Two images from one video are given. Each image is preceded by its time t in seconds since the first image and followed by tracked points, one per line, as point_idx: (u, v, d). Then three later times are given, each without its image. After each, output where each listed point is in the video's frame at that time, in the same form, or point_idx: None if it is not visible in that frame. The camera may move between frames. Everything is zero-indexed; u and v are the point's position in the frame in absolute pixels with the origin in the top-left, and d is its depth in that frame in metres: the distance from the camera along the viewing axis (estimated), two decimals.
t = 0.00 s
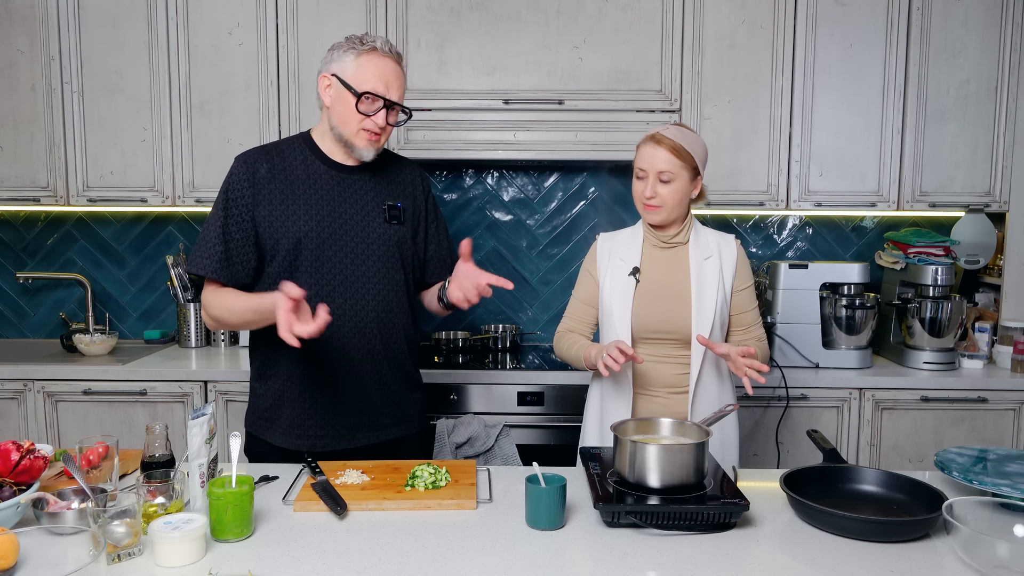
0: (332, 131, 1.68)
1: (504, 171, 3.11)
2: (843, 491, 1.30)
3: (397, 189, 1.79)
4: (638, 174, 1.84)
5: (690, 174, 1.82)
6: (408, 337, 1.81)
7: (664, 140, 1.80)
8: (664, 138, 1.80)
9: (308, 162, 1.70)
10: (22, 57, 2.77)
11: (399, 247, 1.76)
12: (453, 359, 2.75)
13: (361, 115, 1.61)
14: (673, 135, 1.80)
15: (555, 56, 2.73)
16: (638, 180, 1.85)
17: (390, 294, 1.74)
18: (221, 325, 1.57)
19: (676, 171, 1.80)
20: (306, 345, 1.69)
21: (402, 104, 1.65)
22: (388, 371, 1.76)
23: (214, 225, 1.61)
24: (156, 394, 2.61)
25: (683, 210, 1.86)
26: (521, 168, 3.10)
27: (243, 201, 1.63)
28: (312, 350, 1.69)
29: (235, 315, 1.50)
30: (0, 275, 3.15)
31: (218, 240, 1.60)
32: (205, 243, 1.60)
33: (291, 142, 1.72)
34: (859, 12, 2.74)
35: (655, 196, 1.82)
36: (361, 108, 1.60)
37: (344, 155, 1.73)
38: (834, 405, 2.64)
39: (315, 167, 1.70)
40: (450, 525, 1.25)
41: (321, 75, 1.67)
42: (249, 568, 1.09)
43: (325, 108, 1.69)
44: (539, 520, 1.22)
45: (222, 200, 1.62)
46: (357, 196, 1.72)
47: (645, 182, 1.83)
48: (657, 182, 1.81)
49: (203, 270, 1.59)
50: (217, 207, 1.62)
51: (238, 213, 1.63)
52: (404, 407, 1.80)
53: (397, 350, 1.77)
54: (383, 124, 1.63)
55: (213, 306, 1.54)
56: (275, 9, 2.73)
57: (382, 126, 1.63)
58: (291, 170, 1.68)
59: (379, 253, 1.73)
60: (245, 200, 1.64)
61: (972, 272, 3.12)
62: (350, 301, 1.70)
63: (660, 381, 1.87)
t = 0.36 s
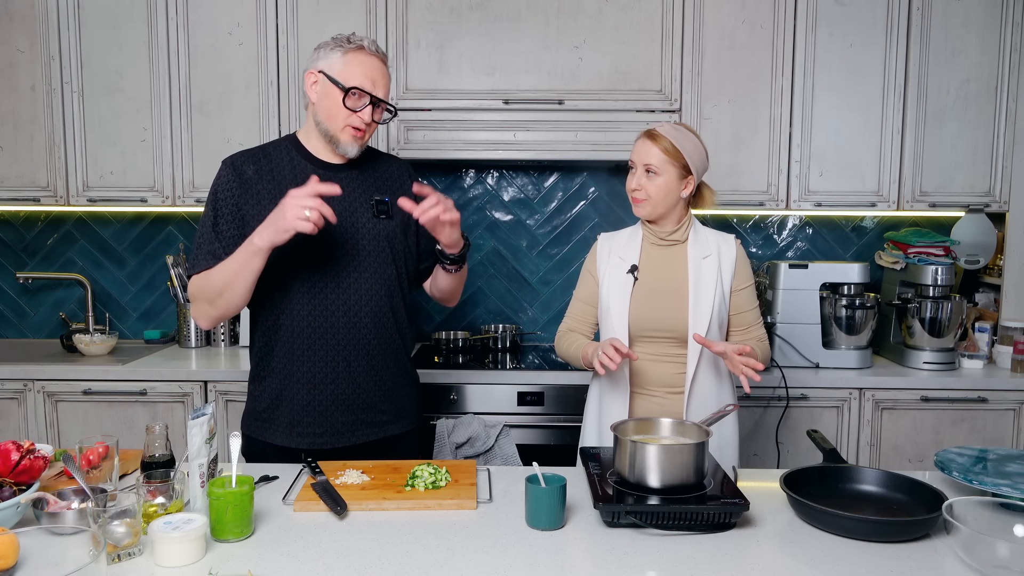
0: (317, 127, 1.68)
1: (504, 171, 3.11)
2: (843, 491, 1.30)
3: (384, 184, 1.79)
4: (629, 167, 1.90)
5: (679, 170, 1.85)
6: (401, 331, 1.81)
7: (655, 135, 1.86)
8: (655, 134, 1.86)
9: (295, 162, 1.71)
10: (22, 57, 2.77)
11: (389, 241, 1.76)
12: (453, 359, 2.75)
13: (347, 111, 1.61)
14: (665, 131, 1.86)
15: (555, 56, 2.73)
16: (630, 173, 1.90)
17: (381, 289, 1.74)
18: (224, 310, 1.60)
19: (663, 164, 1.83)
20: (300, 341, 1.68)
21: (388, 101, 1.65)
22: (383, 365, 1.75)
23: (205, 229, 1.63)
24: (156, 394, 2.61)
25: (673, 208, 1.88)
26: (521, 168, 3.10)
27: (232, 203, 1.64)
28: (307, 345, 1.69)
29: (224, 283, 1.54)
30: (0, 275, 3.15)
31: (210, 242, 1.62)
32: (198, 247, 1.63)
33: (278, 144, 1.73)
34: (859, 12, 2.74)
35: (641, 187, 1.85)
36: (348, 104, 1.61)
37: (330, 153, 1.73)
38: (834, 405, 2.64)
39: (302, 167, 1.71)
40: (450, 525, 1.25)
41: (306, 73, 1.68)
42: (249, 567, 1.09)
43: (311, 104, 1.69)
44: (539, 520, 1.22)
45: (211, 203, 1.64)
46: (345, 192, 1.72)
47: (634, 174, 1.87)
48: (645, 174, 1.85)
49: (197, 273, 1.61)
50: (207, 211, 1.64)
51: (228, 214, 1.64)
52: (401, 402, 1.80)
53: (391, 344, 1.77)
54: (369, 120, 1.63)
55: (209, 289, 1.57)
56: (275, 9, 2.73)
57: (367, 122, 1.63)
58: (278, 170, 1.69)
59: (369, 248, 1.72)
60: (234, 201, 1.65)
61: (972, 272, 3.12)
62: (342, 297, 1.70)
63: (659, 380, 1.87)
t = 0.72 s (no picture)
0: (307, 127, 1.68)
1: (504, 171, 3.11)
2: (843, 491, 1.30)
3: (379, 184, 1.80)
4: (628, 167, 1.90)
5: (679, 170, 1.85)
6: (400, 329, 1.82)
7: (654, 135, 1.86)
8: (654, 134, 1.86)
9: (290, 163, 1.70)
10: (22, 57, 2.77)
11: (387, 240, 1.77)
12: (453, 359, 2.75)
13: (336, 108, 1.61)
14: (666, 131, 1.85)
15: (555, 56, 2.73)
16: (629, 173, 1.89)
17: (380, 288, 1.75)
18: (226, 317, 1.60)
19: (662, 164, 1.83)
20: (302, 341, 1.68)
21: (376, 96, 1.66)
22: (385, 363, 1.76)
23: (203, 232, 1.62)
24: (156, 394, 2.61)
25: (672, 208, 1.88)
26: (521, 168, 3.10)
27: (229, 206, 1.63)
28: (309, 345, 1.68)
29: (230, 292, 1.54)
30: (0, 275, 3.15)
31: (209, 245, 1.61)
32: (197, 250, 1.61)
33: (271, 145, 1.72)
34: (859, 12, 2.74)
35: (640, 187, 1.85)
36: (336, 101, 1.61)
37: (321, 151, 1.73)
38: (834, 405, 2.64)
39: (297, 168, 1.70)
40: (450, 525, 1.25)
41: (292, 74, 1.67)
42: (249, 567, 1.09)
43: (299, 105, 1.69)
44: (539, 520, 1.22)
45: (207, 206, 1.63)
46: (342, 192, 1.72)
47: (633, 174, 1.87)
48: (645, 174, 1.85)
49: (197, 276, 1.60)
50: (203, 214, 1.63)
51: (226, 217, 1.63)
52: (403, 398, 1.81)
53: (391, 341, 1.78)
54: (359, 116, 1.64)
55: (213, 298, 1.57)
56: (275, 9, 2.73)
57: (357, 117, 1.64)
58: (273, 171, 1.68)
59: (368, 248, 1.73)
60: (231, 204, 1.64)
61: (972, 272, 3.12)
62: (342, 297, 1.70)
63: (659, 380, 1.87)
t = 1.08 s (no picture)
0: (317, 132, 1.68)
1: (504, 171, 3.11)
2: (842, 491, 1.30)
3: (380, 185, 1.81)
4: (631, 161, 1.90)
5: (681, 167, 1.85)
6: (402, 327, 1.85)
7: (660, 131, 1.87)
8: (659, 130, 1.87)
9: (293, 164, 1.69)
10: (22, 57, 2.77)
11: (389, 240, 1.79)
12: (453, 359, 2.75)
13: (349, 114, 1.63)
14: (671, 128, 1.86)
15: (555, 56, 2.73)
16: (631, 166, 1.90)
17: (385, 288, 1.77)
18: (237, 327, 1.59)
19: (666, 159, 1.84)
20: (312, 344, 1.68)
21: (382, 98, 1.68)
22: (391, 362, 1.78)
23: (209, 236, 1.58)
24: (156, 394, 2.61)
25: (672, 203, 1.88)
26: (521, 168, 3.10)
27: (235, 209, 1.61)
28: (318, 347, 1.68)
29: (248, 306, 1.54)
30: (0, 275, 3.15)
31: (217, 249, 1.58)
32: (203, 255, 1.58)
33: (271, 146, 1.71)
34: (859, 12, 2.74)
35: (642, 179, 1.85)
36: (350, 108, 1.62)
37: (326, 154, 1.73)
38: (834, 405, 2.64)
39: (301, 169, 1.70)
40: (450, 525, 1.25)
41: (295, 78, 1.66)
42: (249, 567, 1.09)
43: (304, 109, 1.68)
44: (539, 520, 1.22)
45: (212, 209, 1.60)
46: (346, 193, 1.73)
47: (635, 167, 1.87)
48: (647, 167, 1.85)
49: (206, 281, 1.57)
50: (208, 217, 1.59)
51: (232, 221, 1.61)
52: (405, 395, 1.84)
53: (395, 340, 1.81)
54: (369, 120, 1.66)
55: (228, 312, 1.56)
56: (275, 9, 2.73)
57: (368, 122, 1.66)
58: (277, 173, 1.67)
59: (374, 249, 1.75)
60: (237, 207, 1.62)
61: (972, 272, 3.12)
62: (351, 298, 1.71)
63: (658, 380, 1.87)
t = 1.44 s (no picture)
0: (335, 135, 1.69)
1: (504, 171, 3.11)
2: (842, 491, 1.30)
3: (392, 189, 1.81)
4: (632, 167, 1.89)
5: (683, 168, 1.86)
6: (406, 332, 1.85)
7: (659, 135, 1.85)
8: (657, 134, 1.86)
9: (305, 164, 1.69)
10: (22, 57, 2.77)
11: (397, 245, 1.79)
12: (453, 359, 2.75)
13: (373, 122, 1.65)
14: (669, 130, 1.85)
15: (555, 56, 2.73)
16: (632, 171, 1.89)
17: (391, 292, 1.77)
18: (241, 325, 1.59)
19: (667, 163, 1.84)
20: (314, 346, 1.68)
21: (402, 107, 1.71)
22: (393, 366, 1.78)
23: (218, 232, 1.59)
24: (156, 394, 2.61)
25: (678, 203, 1.88)
26: (521, 168, 3.10)
27: (245, 207, 1.61)
28: (321, 350, 1.68)
29: (254, 309, 1.55)
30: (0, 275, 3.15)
31: (225, 246, 1.59)
32: (211, 251, 1.59)
33: (284, 145, 1.71)
34: (859, 12, 2.74)
35: (645, 186, 1.85)
36: (375, 116, 1.65)
37: (338, 155, 1.73)
38: (834, 405, 2.64)
39: (313, 169, 1.69)
40: (450, 525, 1.25)
41: (318, 79, 1.65)
42: (249, 568, 1.09)
43: (323, 110, 1.68)
44: (539, 520, 1.22)
45: (222, 206, 1.60)
46: (357, 196, 1.73)
47: (636, 175, 1.87)
48: (650, 174, 1.85)
49: (213, 278, 1.58)
50: (217, 214, 1.60)
51: (241, 219, 1.61)
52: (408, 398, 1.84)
53: (398, 344, 1.81)
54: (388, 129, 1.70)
55: (233, 312, 1.57)
56: (275, 9, 2.73)
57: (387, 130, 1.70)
58: (289, 172, 1.67)
59: (381, 253, 1.75)
60: (247, 205, 1.62)
61: (972, 272, 3.12)
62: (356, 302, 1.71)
63: (659, 380, 1.87)
